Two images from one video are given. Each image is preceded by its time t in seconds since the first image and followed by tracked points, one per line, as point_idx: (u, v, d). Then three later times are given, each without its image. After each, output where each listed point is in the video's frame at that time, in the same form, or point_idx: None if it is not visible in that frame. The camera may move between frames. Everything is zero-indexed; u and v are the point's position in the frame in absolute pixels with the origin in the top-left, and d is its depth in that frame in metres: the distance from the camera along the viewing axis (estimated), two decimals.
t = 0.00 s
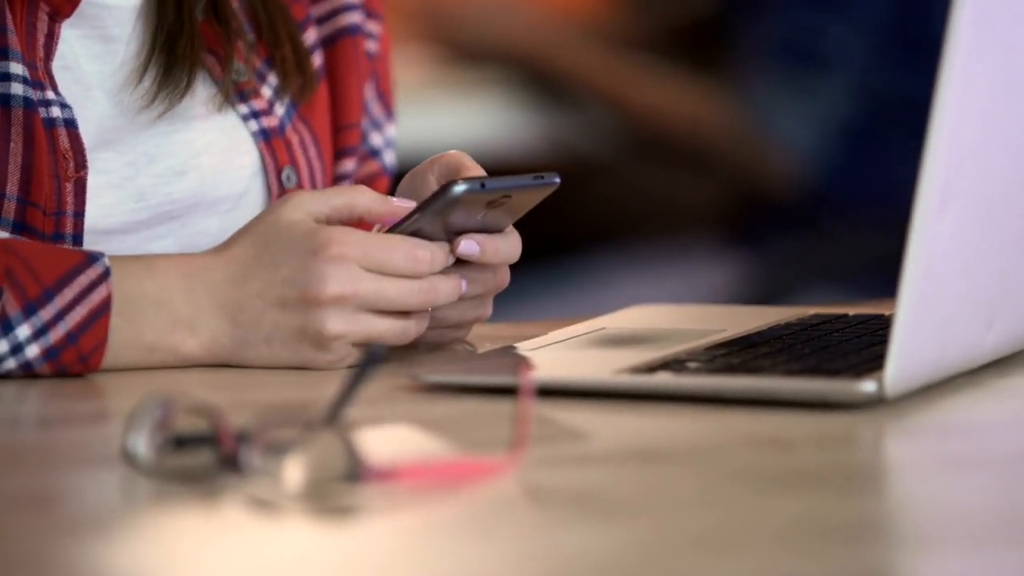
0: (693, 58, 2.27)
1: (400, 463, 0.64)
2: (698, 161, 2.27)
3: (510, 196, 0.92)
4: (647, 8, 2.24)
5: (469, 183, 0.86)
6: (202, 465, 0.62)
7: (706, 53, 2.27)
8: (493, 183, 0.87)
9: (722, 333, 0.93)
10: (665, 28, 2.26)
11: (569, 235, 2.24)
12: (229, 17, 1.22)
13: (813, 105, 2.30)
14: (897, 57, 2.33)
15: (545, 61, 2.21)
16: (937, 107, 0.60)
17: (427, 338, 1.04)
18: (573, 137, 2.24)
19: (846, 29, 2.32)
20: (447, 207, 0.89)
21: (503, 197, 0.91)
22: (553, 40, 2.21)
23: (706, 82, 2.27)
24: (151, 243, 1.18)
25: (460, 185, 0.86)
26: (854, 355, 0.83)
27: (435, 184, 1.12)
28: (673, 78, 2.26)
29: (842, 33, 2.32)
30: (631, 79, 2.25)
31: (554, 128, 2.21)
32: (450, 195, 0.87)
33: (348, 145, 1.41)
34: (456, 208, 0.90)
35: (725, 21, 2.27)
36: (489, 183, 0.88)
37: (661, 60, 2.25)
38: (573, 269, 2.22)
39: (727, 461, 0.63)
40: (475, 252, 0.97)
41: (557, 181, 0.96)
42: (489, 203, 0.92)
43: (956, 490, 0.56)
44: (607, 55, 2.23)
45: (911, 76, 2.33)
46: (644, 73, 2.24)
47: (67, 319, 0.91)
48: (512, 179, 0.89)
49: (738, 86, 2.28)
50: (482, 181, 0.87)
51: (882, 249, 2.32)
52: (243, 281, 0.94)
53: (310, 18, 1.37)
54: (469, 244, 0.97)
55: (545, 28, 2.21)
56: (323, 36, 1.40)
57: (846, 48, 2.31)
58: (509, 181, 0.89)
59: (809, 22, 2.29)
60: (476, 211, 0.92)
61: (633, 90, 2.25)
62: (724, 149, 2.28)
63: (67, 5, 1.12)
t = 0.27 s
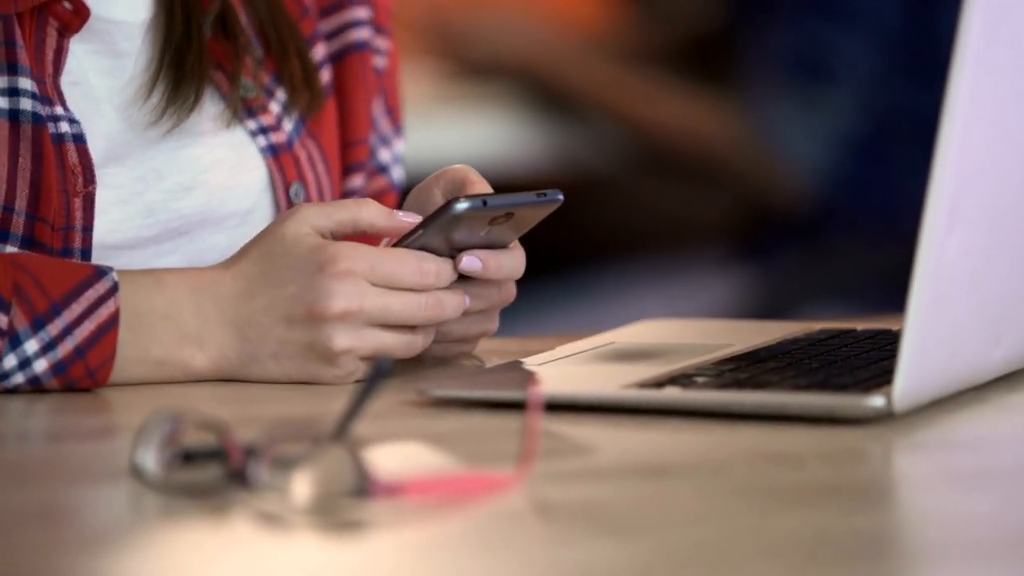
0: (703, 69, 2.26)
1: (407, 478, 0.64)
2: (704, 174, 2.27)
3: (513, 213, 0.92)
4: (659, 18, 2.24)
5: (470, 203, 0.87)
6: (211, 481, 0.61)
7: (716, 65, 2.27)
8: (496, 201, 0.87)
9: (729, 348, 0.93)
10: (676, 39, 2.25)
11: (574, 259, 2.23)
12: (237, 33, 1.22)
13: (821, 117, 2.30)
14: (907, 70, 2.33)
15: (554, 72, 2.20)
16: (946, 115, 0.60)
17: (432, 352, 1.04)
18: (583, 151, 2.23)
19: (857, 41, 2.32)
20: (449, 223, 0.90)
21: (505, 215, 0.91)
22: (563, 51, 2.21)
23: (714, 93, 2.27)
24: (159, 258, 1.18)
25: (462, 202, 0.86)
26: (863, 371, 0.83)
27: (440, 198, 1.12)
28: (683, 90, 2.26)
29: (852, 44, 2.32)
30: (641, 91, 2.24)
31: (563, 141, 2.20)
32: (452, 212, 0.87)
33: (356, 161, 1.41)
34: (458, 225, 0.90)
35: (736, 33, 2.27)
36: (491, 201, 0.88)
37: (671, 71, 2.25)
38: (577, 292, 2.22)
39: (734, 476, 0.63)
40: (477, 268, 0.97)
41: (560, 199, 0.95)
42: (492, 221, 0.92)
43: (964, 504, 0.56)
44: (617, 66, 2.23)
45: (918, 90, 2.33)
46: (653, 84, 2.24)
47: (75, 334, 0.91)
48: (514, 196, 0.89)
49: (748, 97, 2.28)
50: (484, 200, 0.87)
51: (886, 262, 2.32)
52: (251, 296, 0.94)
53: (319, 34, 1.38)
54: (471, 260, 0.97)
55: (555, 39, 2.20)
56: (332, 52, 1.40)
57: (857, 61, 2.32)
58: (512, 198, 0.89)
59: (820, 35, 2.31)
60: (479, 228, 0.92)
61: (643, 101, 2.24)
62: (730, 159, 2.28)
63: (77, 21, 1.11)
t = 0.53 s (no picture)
0: (716, 79, 2.26)
1: (423, 487, 0.63)
2: (714, 184, 2.27)
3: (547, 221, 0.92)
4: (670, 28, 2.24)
5: (508, 209, 0.87)
6: (225, 489, 0.61)
7: (729, 77, 2.26)
8: (533, 208, 0.88)
9: (744, 359, 0.93)
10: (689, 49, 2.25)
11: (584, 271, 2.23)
12: (250, 44, 1.23)
13: (832, 128, 2.30)
14: (916, 85, 2.33)
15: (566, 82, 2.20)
16: (960, 119, 0.60)
17: (451, 361, 1.05)
18: (597, 161, 2.23)
19: (869, 54, 2.33)
20: (483, 231, 0.90)
21: (540, 222, 0.91)
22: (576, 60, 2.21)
23: (726, 105, 2.27)
24: (173, 270, 1.17)
25: (499, 209, 0.86)
26: (878, 381, 0.83)
27: (463, 209, 1.12)
28: (695, 99, 2.26)
29: (864, 57, 2.33)
30: (653, 100, 2.24)
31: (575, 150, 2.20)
32: (489, 218, 0.87)
33: (369, 172, 1.41)
34: (491, 233, 0.90)
35: (749, 43, 2.27)
36: (528, 208, 0.88)
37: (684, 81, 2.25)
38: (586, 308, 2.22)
39: (749, 485, 0.63)
40: (506, 275, 0.96)
41: (592, 208, 0.96)
42: (526, 230, 0.92)
43: (980, 515, 0.55)
44: (628, 75, 2.23)
45: (929, 101, 2.34)
46: (664, 94, 2.24)
47: (89, 345, 0.91)
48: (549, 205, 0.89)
49: (760, 108, 2.28)
50: (522, 207, 0.87)
51: (898, 271, 2.33)
52: (265, 307, 0.94)
53: (332, 45, 1.38)
54: (500, 267, 0.97)
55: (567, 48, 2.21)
56: (345, 63, 1.41)
57: (869, 73, 2.32)
58: (547, 206, 0.89)
59: (833, 47, 2.30)
60: (512, 235, 0.92)
61: (654, 111, 2.24)
62: (742, 170, 2.28)
63: (91, 33, 1.12)
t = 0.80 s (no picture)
0: (728, 81, 2.25)
1: (434, 488, 0.64)
2: (726, 187, 2.27)
3: (569, 216, 0.94)
4: (681, 29, 2.23)
5: (531, 202, 0.89)
6: (237, 491, 0.61)
7: (741, 78, 2.25)
8: (556, 202, 0.90)
9: (756, 360, 0.93)
10: (701, 51, 2.24)
11: (594, 271, 2.23)
12: (263, 46, 1.24)
13: (844, 130, 2.29)
14: (928, 89, 2.33)
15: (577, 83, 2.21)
16: (974, 118, 0.59)
17: (467, 359, 1.05)
18: (609, 163, 2.23)
19: (880, 56, 2.32)
20: (506, 225, 0.92)
21: (562, 217, 0.93)
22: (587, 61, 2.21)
23: (739, 106, 2.26)
24: (185, 271, 1.17)
25: (523, 202, 0.88)
26: (890, 383, 0.82)
27: (479, 210, 1.11)
28: (707, 101, 2.25)
29: (876, 59, 2.32)
30: (664, 102, 2.23)
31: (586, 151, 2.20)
32: (512, 211, 0.89)
33: (381, 173, 1.41)
34: (513, 227, 0.92)
35: (761, 45, 2.27)
36: (551, 202, 0.90)
37: (696, 83, 2.24)
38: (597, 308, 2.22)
39: (761, 488, 0.63)
40: (526, 270, 0.98)
41: (613, 205, 0.98)
42: (547, 224, 0.94)
43: (992, 517, 0.55)
44: (641, 77, 2.22)
45: (940, 106, 2.33)
46: (676, 96, 2.23)
47: (101, 346, 0.91)
48: (573, 200, 0.91)
49: (772, 110, 2.27)
50: (545, 200, 0.89)
51: (908, 273, 2.32)
52: (277, 308, 0.94)
53: (344, 47, 1.38)
54: (521, 262, 0.99)
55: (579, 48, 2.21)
56: (356, 64, 1.40)
57: (882, 75, 2.31)
58: (570, 201, 0.91)
59: (845, 49, 2.30)
60: (534, 230, 0.94)
61: (666, 113, 2.24)
62: (754, 172, 2.27)
63: (103, 35, 1.12)
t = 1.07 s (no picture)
0: (733, 81, 2.24)
1: (436, 488, 0.63)
2: (730, 188, 2.26)
3: (572, 216, 0.94)
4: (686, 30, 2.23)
5: (534, 201, 0.89)
6: (239, 492, 0.61)
7: (746, 79, 2.25)
8: (558, 201, 0.90)
9: (758, 360, 0.93)
10: (706, 51, 2.24)
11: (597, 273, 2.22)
12: (265, 47, 1.23)
13: (848, 130, 2.30)
14: (930, 89, 2.35)
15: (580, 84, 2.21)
16: (976, 117, 0.59)
17: (470, 359, 1.05)
18: (612, 165, 2.22)
19: (883, 56, 2.34)
20: (508, 224, 0.92)
21: (565, 216, 0.93)
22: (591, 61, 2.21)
23: (743, 107, 2.26)
24: (188, 271, 1.17)
25: (525, 201, 0.88)
26: (892, 383, 0.82)
27: (482, 210, 1.11)
28: (711, 102, 2.25)
29: (879, 59, 2.34)
30: (668, 102, 2.23)
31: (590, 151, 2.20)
32: (514, 211, 0.89)
33: (384, 174, 1.41)
34: (515, 227, 0.92)
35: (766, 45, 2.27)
36: (554, 201, 0.90)
37: (700, 83, 2.24)
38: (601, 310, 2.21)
39: (764, 488, 0.63)
40: (529, 270, 0.99)
41: (616, 204, 0.98)
42: (549, 223, 0.94)
43: (996, 517, 0.55)
44: (644, 77, 2.22)
45: (942, 107, 2.36)
46: (680, 96, 2.23)
47: (104, 346, 0.91)
48: (576, 199, 0.91)
49: (776, 110, 2.27)
50: (547, 199, 0.89)
51: (905, 274, 2.35)
52: (280, 307, 0.94)
53: (347, 47, 1.38)
54: (524, 262, 0.99)
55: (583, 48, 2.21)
56: (360, 64, 1.41)
57: (883, 74, 2.34)
58: (573, 200, 0.91)
59: (849, 49, 2.31)
60: (537, 229, 0.95)
61: (669, 113, 2.23)
62: (758, 172, 2.27)
63: (106, 35, 1.12)
